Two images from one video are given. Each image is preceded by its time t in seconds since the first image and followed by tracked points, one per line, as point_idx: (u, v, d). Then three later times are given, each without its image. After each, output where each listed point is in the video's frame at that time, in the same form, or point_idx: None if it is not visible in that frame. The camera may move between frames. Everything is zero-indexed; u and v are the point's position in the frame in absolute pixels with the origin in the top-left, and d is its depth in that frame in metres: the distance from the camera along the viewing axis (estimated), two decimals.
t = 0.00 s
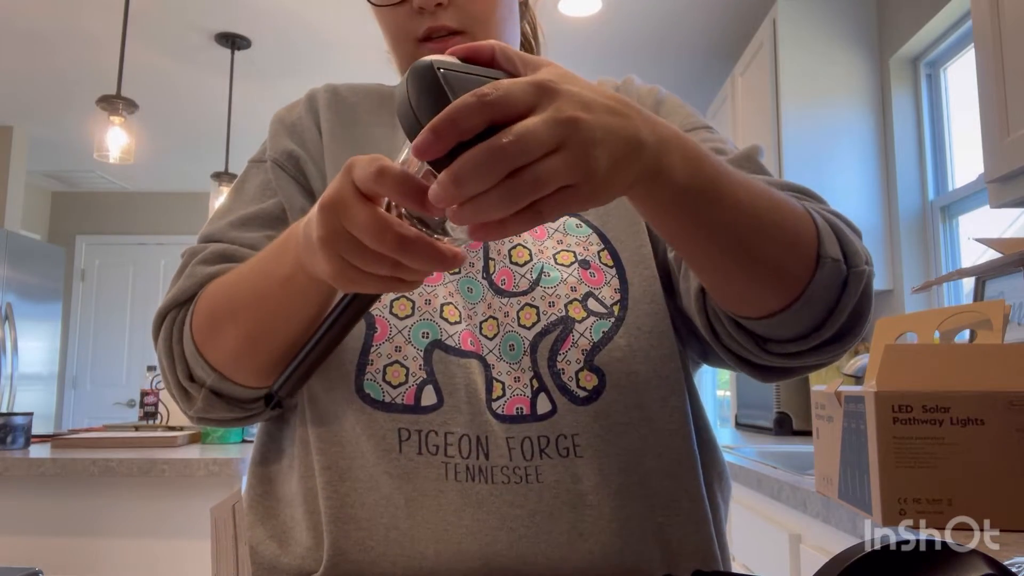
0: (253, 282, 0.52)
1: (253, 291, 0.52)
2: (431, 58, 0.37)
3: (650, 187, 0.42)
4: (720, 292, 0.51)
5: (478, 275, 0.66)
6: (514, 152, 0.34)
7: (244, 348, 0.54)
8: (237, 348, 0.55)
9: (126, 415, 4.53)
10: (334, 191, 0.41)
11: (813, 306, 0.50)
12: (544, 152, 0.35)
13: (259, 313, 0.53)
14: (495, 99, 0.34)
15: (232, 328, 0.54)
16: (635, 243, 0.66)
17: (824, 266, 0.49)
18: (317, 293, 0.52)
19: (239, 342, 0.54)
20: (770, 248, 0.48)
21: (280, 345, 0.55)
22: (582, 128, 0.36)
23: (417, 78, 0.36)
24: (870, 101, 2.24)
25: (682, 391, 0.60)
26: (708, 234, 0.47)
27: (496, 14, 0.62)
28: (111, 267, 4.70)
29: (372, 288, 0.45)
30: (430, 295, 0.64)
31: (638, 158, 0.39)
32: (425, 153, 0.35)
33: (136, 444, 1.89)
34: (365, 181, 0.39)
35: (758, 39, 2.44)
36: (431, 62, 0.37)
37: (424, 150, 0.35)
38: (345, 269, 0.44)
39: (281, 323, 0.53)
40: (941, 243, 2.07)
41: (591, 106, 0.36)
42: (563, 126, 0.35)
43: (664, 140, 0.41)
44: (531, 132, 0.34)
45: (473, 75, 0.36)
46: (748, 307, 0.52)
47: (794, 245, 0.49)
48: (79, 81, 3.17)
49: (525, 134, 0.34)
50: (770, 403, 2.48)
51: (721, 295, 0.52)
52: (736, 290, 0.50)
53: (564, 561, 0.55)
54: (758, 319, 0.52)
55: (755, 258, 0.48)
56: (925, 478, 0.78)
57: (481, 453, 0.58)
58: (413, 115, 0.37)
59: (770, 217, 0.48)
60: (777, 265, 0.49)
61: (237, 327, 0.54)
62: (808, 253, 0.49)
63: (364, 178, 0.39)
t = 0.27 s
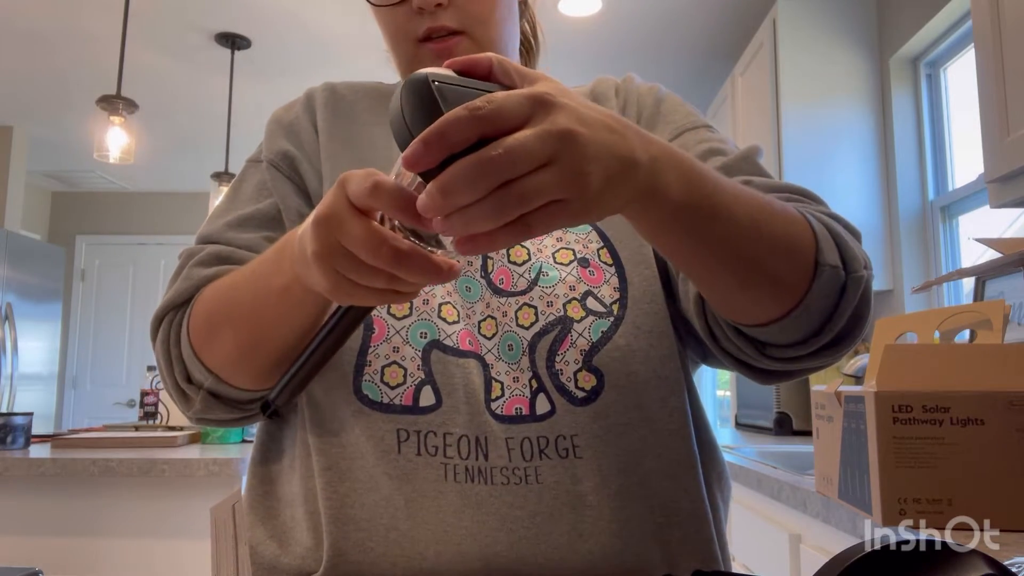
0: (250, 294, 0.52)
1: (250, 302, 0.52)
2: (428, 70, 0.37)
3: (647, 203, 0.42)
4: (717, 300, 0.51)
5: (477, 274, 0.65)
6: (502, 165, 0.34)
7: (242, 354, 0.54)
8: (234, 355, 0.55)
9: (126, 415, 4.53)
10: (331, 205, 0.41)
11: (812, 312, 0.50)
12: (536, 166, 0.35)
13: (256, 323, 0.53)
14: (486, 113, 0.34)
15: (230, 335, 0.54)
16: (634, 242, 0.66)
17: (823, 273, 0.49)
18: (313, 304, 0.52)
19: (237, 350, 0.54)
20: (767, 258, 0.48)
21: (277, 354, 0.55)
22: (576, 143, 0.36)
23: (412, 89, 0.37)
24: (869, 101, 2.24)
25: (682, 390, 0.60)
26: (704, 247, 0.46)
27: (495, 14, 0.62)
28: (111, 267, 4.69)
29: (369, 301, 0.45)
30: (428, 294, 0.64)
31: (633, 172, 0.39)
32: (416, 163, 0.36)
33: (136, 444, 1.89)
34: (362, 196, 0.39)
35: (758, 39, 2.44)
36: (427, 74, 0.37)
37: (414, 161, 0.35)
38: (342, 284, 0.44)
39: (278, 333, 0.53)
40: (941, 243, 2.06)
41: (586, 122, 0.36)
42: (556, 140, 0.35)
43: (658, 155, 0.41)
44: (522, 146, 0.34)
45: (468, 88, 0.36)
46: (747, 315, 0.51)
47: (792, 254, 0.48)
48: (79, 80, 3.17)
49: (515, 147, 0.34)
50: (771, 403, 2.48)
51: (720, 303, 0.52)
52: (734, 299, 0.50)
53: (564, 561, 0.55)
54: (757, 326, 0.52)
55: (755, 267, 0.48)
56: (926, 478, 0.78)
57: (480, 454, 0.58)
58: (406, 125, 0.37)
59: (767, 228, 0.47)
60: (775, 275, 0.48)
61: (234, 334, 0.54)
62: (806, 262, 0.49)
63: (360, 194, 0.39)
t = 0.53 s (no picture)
0: (256, 302, 0.52)
1: (255, 311, 0.53)
2: (436, 85, 0.37)
3: (649, 219, 0.43)
4: (716, 309, 0.52)
5: (478, 271, 0.66)
6: (508, 183, 0.35)
7: (246, 358, 0.55)
8: (239, 360, 0.56)
9: (126, 415, 4.53)
10: (335, 218, 0.41)
11: (811, 320, 0.51)
12: (540, 183, 0.36)
13: (262, 331, 0.54)
14: (492, 132, 0.35)
15: (234, 340, 0.55)
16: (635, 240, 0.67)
17: (822, 283, 0.50)
18: (317, 312, 0.53)
19: (243, 355, 0.55)
20: (765, 268, 0.49)
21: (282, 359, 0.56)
22: (579, 162, 0.37)
23: (420, 104, 0.37)
24: (871, 100, 2.25)
25: (682, 390, 0.60)
26: (702, 259, 0.47)
27: (497, 16, 0.63)
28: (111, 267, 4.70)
29: (372, 311, 0.46)
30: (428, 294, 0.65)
31: (634, 188, 0.40)
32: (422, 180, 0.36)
33: (137, 444, 1.90)
34: (367, 212, 0.40)
35: (757, 39, 2.45)
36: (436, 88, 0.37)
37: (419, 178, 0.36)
38: (346, 295, 0.45)
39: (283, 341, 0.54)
40: (941, 243, 2.07)
41: (592, 140, 0.37)
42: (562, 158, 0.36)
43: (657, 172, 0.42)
44: (527, 164, 0.35)
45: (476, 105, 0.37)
46: (746, 323, 0.52)
47: (790, 264, 0.49)
48: (80, 81, 3.18)
49: (521, 165, 0.35)
50: (770, 403, 2.49)
51: (719, 312, 0.52)
52: (733, 308, 0.51)
53: (563, 560, 0.56)
54: (756, 332, 0.53)
55: (754, 276, 0.49)
56: (926, 477, 0.79)
57: (480, 453, 0.59)
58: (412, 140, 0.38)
59: (765, 239, 0.48)
60: (773, 284, 0.49)
61: (239, 340, 0.54)
62: (804, 271, 0.50)
63: (365, 209, 0.40)
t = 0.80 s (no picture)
0: (254, 309, 0.52)
1: (252, 316, 0.52)
2: (431, 93, 0.37)
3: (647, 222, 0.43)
4: (716, 310, 0.52)
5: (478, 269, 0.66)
6: (508, 193, 0.35)
7: (244, 362, 0.55)
8: (236, 364, 0.55)
9: (126, 415, 4.53)
10: (336, 229, 0.41)
11: (811, 319, 0.51)
12: (541, 194, 0.35)
13: (259, 337, 0.53)
14: (491, 141, 0.34)
15: (233, 344, 0.54)
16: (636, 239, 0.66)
17: (821, 282, 0.50)
18: (316, 318, 0.52)
19: (241, 358, 0.55)
20: (766, 270, 0.48)
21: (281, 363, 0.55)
22: (580, 170, 0.36)
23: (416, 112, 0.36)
24: (870, 100, 2.25)
25: (682, 389, 0.60)
26: (702, 261, 0.47)
27: (501, 15, 0.62)
28: (111, 267, 4.70)
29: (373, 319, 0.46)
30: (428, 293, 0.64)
31: (632, 192, 0.39)
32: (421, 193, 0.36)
33: (136, 444, 1.89)
34: (368, 224, 0.39)
35: (757, 39, 2.44)
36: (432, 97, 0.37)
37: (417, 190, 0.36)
38: (345, 304, 0.44)
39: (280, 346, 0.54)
40: (941, 243, 2.07)
41: (588, 147, 0.37)
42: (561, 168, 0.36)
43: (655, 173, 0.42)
44: (527, 173, 0.35)
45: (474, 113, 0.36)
46: (746, 323, 0.52)
47: (790, 265, 0.49)
48: (79, 81, 3.18)
49: (522, 176, 0.35)
50: (770, 403, 2.48)
51: (719, 313, 0.52)
52: (733, 310, 0.51)
53: (563, 560, 0.55)
54: (756, 332, 0.52)
55: (754, 278, 0.48)
56: (926, 477, 0.78)
57: (480, 452, 0.58)
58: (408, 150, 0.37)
59: (765, 242, 0.48)
60: (774, 285, 0.49)
61: (237, 343, 0.54)
62: (805, 272, 0.49)
63: (366, 221, 0.40)
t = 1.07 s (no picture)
0: (253, 302, 0.51)
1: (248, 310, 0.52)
2: (421, 123, 0.36)
3: (641, 199, 0.42)
4: (709, 294, 0.51)
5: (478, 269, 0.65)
6: (532, 219, 0.34)
7: (244, 362, 0.54)
8: (233, 359, 0.55)
9: (126, 415, 4.53)
10: (334, 209, 0.41)
11: (806, 303, 0.50)
12: (558, 207, 0.34)
13: (256, 332, 0.52)
14: (503, 171, 0.33)
15: (231, 342, 0.54)
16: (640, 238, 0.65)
17: (816, 263, 0.49)
18: (309, 313, 0.51)
19: (238, 355, 0.54)
20: (761, 251, 0.48)
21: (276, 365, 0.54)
22: (581, 161, 0.35)
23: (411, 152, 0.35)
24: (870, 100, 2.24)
25: (682, 387, 0.60)
26: (697, 243, 0.46)
27: (504, 14, 0.62)
28: (111, 267, 4.69)
29: (354, 314, 0.45)
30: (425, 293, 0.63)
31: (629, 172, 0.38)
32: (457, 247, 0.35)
33: (136, 444, 1.89)
34: (359, 204, 0.39)
35: (758, 39, 2.44)
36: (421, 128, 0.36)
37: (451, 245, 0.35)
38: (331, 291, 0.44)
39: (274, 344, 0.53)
40: (941, 243, 2.06)
41: (584, 142, 0.36)
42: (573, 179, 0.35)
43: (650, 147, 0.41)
44: (543, 192, 0.34)
45: (468, 134, 0.35)
46: (739, 308, 0.52)
47: (786, 245, 0.48)
48: (79, 81, 3.17)
49: (539, 199, 0.34)
50: (771, 403, 2.48)
51: (712, 297, 0.52)
52: (727, 294, 0.51)
53: (562, 560, 0.55)
54: (751, 318, 0.52)
55: (749, 262, 0.48)
56: (926, 477, 0.78)
57: (479, 454, 0.58)
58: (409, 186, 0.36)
59: (762, 223, 0.47)
60: (770, 267, 0.48)
61: (236, 341, 0.53)
62: (800, 254, 0.49)
63: (359, 200, 0.39)
